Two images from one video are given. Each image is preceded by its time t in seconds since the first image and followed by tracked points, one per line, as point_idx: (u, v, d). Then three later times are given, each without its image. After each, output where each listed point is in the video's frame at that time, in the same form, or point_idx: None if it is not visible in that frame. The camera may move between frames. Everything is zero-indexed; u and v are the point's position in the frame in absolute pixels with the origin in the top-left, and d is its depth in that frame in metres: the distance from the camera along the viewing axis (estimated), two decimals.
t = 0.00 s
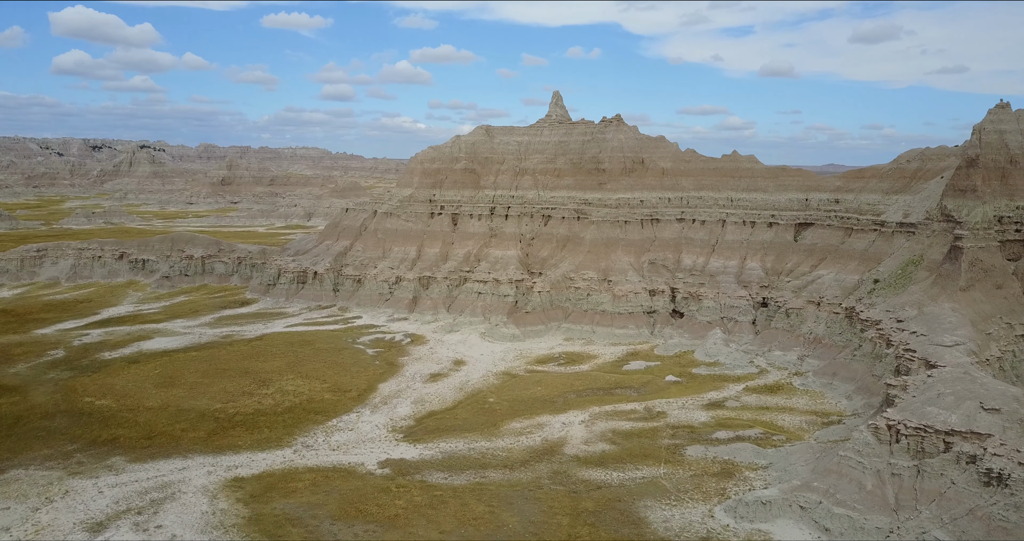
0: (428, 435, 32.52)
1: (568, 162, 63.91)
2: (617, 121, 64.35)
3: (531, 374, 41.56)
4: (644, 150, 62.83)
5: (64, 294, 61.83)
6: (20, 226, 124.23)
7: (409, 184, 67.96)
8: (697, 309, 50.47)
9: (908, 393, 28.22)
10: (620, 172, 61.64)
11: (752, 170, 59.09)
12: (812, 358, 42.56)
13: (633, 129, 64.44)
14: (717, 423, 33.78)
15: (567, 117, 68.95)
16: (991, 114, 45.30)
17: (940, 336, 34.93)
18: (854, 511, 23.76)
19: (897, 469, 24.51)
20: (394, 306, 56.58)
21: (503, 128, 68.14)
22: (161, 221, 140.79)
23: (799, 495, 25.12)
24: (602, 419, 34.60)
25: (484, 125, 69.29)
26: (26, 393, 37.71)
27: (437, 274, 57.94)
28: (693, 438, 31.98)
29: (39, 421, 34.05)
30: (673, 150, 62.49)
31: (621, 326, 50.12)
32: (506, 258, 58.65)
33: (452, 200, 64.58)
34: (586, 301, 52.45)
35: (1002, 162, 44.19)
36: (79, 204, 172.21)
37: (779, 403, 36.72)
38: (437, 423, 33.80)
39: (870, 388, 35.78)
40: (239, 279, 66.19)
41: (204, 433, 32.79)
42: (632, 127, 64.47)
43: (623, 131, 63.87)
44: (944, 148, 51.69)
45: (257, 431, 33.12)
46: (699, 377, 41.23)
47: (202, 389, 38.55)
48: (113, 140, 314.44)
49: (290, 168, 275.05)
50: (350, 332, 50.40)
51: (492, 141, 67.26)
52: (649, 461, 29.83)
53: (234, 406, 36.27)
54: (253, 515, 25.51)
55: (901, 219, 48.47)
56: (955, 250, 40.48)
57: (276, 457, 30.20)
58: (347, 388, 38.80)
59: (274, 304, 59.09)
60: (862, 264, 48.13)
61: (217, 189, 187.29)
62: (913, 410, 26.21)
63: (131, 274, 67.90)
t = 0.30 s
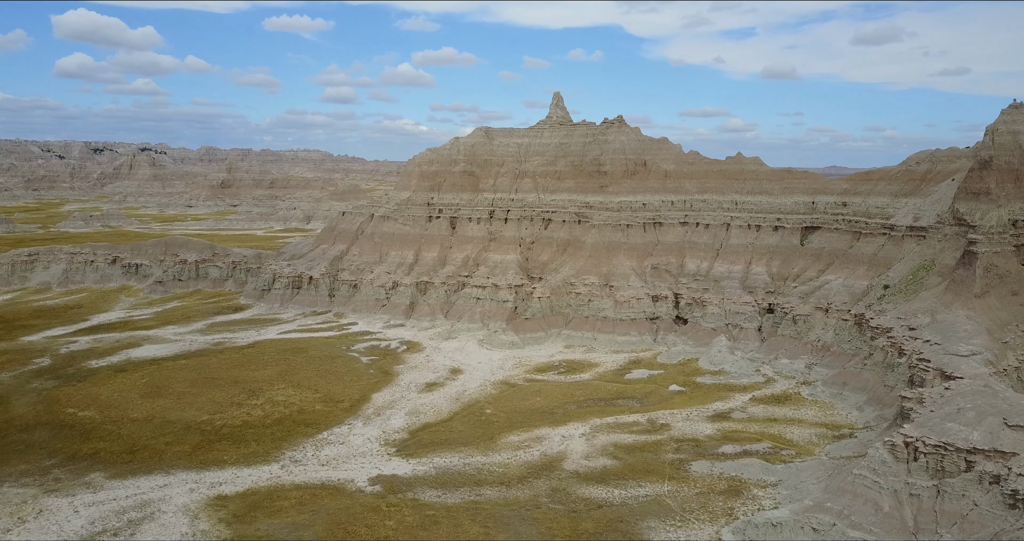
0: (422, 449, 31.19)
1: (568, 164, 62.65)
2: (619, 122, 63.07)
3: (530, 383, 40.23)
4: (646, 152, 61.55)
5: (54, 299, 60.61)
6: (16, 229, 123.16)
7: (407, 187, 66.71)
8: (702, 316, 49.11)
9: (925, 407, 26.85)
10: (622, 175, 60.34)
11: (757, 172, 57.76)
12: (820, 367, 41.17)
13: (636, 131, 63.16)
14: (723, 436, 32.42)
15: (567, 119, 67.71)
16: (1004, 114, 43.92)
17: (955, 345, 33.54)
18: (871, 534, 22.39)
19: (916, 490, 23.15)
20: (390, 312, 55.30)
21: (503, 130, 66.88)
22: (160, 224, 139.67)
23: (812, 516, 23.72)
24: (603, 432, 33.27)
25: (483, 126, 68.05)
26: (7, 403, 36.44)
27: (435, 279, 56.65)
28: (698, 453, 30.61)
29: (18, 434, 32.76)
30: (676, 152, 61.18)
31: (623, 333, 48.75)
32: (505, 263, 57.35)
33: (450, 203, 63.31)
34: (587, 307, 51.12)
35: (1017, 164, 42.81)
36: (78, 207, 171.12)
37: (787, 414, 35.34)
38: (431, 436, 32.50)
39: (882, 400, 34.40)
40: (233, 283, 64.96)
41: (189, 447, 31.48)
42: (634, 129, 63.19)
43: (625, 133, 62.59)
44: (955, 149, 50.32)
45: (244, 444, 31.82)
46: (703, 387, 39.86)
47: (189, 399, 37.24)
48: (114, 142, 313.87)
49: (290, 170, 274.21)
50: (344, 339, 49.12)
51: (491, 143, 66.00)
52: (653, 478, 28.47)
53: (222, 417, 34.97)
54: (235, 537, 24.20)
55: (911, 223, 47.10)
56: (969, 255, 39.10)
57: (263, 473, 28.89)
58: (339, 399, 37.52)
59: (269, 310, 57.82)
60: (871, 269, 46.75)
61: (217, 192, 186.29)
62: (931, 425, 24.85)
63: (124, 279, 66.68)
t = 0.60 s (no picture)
0: (417, 463, 30.02)
1: (569, 166, 61.54)
2: (621, 124, 61.96)
3: (529, 392, 39.05)
4: (648, 154, 60.41)
5: (46, 304, 59.59)
6: (13, 233, 122.33)
7: (405, 190, 65.63)
8: (706, 322, 47.94)
9: (942, 421, 25.66)
10: (624, 177, 59.18)
11: (762, 174, 56.54)
12: (828, 376, 39.95)
13: (638, 133, 62.04)
14: (729, 449, 31.22)
15: (568, 121, 66.61)
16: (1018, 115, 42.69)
17: (970, 354, 32.32)
18: None
19: (935, 510, 21.94)
20: (387, 318, 54.19)
21: (502, 132, 65.79)
22: (158, 227, 138.77)
23: (825, 537, 22.51)
24: (604, 444, 32.10)
25: (483, 128, 66.96)
26: None
27: (433, 284, 55.54)
28: (703, 467, 29.41)
29: None
30: (679, 154, 60.05)
31: (625, 340, 47.54)
32: (505, 267, 56.24)
33: (449, 206, 62.18)
34: (588, 313, 49.95)
35: None
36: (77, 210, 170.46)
37: (795, 425, 34.14)
38: (426, 449, 31.37)
39: (894, 411, 33.18)
40: (228, 288, 63.93)
41: (175, 460, 30.34)
42: (636, 131, 62.08)
43: (627, 135, 61.47)
44: (965, 151, 49.11)
45: (232, 457, 30.68)
46: (708, 396, 38.66)
47: (178, 410, 36.10)
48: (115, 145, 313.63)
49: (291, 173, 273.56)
50: (340, 346, 48.01)
51: (491, 145, 64.92)
52: (657, 493, 27.26)
53: (211, 429, 33.84)
54: None
55: (921, 227, 45.87)
56: (983, 260, 37.88)
57: (250, 489, 27.74)
58: (332, 408, 36.38)
59: (263, 315, 56.74)
60: (880, 274, 45.53)
61: (217, 195, 185.44)
62: (950, 441, 23.64)
63: (118, 283, 65.67)
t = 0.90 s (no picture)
0: (412, 477, 28.85)
1: (571, 168, 60.41)
2: (624, 125, 60.84)
3: (530, 401, 37.85)
4: (652, 156, 59.25)
5: (39, 309, 58.62)
6: (11, 235, 121.66)
7: (404, 192, 64.57)
8: (711, 328, 46.72)
9: (962, 436, 24.41)
10: (627, 180, 58.01)
11: (768, 176, 55.32)
12: (838, 384, 38.69)
13: (641, 134, 60.90)
14: (737, 463, 29.99)
15: (570, 122, 65.51)
16: None
17: (987, 362, 31.06)
18: None
19: (958, 532, 20.70)
20: (385, 323, 53.09)
21: (503, 134, 64.70)
22: (158, 230, 138.02)
23: None
24: (607, 456, 30.91)
25: (483, 130, 65.88)
26: None
27: (431, 288, 54.41)
28: (710, 482, 28.17)
29: None
30: (683, 156, 58.89)
31: (628, 346, 46.30)
32: (506, 271, 55.10)
33: (449, 209, 61.08)
34: (591, 319, 48.79)
35: None
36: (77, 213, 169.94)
37: (805, 437, 32.90)
38: (422, 462, 30.22)
39: (909, 422, 31.90)
40: (225, 292, 62.92)
41: (161, 474, 29.23)
42: (639, 132, 60.94)
43: (630, 136, 60.34)
44: (978, 152, 47.82)
45: (220, 470, 29.55)
46: (714, 405, 37.43)
47: (166, 420, 34.99)
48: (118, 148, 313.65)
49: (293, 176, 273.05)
50: (335, 352, 46.88)
51: (491, 147, 63.83)
52: (662, 510, 26.04)
53: (199, 440, 32.75)
54: None
55: (932, 230, 44.58)
56: (998, 264, 36.61)
57: (237, 505, 26.60)
58: (326, 418, 35.25)
59: (259, 321, 55.67)
60: (890, 278, 44.27)
61: (218, 197, 184.64)
62: (972, 458, 22.40)
63: (112, 287, 64.69)
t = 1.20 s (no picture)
0: (406, 491, 27.69)
1: (572, 170, 59.25)
2: (626, 126, 59.69)
3: (529, 410, 36.70)
4: (655, 157, 58.09)
5: (31, 313, 57.62)
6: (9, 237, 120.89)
7: (403, 194, 63.48)
8: (716, 333, 45.55)
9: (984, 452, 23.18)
10: (629, 181, 56.85)
11: (774, 178, 54.14)
12: (848, 393, 37.49)
13: (644, 135, 59.76)
14: (745, 476, 28.80)
15: (571, 123, 64.39)
16: None
17: (1005, 372, 29.85)
18: None
19: None
20: (383, 328, 51.98)
21: (503, 135, 63.58)
22: (157, 232, 137.12)
23: None
24: (609, 469, 29.74)
25: (483, 130, 64.76)
26: None
27: (430, 292, 53.28)
28: (717, 497, 26.98)
29: None
30: (686, 157, 57.75)
31: (631, 352, 45.12)
32: (505, 274, 53.96)
33: (448, 211, 59.97)
34: (592, 324, 47.65)
35: None
36: (77, 215, 169.08)
37: (815, 448, 31.71)
38: (417, 475, 29.07)
39: (923, 434, 30.72)
40: (220, 296, 61.89)
41: (146, 488, 28.12)
42: (642, 133, 59.79)
43: (632, 137, 59.17)
44: (989, 153, 46.58)
45: (206, 484, 28.43)
46: (720, 414, 36.25)
47: (154, 430, 33.87)
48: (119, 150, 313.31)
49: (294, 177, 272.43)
50: (331, 358, 45.77)
51: (491, 148, 62.71)
52: (667, 528, 24.86)
53: (187, 451, 31.64)
54: None
55: (943, 233, 43.38)
56: (1013, 268, 35.41)
57: (223, 521, 25.49)
58: (319, 428, 34.12)
59: (254, 325, 54.60)
60: (900, 282, 43.07)
61: (217, 199, 183.48)
62: (997, 477, 21.19)
63: (106, 291, 63.68)
